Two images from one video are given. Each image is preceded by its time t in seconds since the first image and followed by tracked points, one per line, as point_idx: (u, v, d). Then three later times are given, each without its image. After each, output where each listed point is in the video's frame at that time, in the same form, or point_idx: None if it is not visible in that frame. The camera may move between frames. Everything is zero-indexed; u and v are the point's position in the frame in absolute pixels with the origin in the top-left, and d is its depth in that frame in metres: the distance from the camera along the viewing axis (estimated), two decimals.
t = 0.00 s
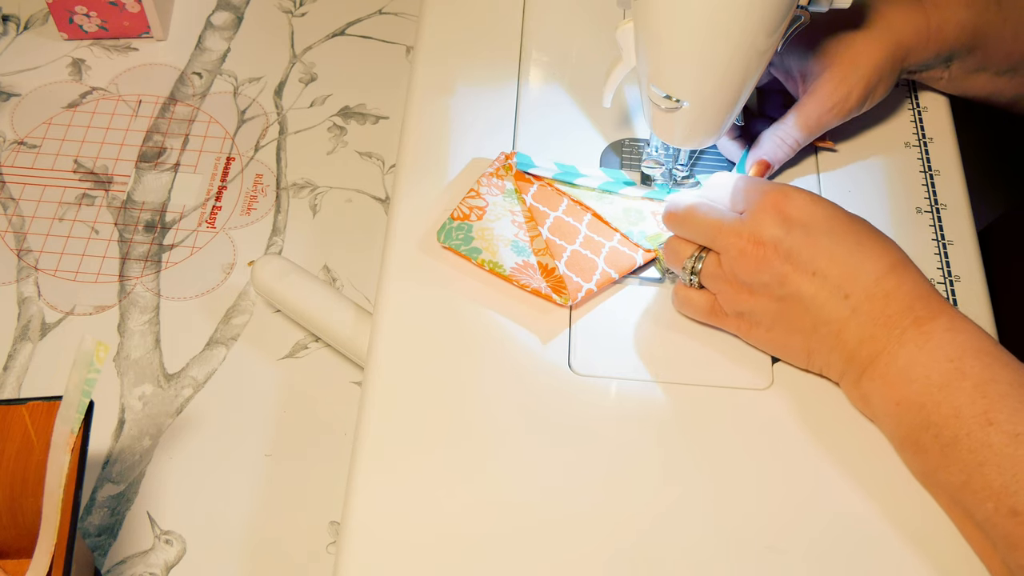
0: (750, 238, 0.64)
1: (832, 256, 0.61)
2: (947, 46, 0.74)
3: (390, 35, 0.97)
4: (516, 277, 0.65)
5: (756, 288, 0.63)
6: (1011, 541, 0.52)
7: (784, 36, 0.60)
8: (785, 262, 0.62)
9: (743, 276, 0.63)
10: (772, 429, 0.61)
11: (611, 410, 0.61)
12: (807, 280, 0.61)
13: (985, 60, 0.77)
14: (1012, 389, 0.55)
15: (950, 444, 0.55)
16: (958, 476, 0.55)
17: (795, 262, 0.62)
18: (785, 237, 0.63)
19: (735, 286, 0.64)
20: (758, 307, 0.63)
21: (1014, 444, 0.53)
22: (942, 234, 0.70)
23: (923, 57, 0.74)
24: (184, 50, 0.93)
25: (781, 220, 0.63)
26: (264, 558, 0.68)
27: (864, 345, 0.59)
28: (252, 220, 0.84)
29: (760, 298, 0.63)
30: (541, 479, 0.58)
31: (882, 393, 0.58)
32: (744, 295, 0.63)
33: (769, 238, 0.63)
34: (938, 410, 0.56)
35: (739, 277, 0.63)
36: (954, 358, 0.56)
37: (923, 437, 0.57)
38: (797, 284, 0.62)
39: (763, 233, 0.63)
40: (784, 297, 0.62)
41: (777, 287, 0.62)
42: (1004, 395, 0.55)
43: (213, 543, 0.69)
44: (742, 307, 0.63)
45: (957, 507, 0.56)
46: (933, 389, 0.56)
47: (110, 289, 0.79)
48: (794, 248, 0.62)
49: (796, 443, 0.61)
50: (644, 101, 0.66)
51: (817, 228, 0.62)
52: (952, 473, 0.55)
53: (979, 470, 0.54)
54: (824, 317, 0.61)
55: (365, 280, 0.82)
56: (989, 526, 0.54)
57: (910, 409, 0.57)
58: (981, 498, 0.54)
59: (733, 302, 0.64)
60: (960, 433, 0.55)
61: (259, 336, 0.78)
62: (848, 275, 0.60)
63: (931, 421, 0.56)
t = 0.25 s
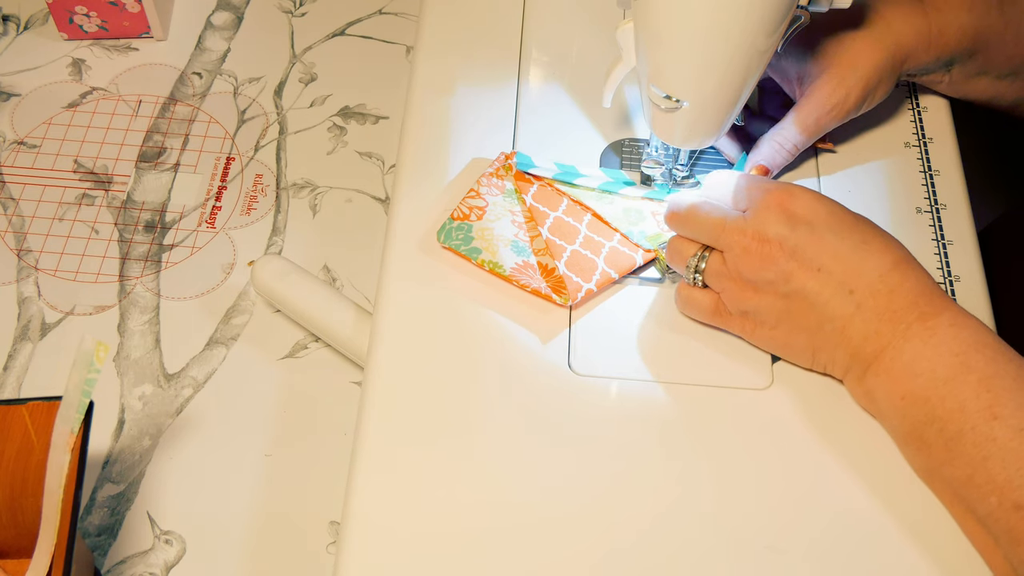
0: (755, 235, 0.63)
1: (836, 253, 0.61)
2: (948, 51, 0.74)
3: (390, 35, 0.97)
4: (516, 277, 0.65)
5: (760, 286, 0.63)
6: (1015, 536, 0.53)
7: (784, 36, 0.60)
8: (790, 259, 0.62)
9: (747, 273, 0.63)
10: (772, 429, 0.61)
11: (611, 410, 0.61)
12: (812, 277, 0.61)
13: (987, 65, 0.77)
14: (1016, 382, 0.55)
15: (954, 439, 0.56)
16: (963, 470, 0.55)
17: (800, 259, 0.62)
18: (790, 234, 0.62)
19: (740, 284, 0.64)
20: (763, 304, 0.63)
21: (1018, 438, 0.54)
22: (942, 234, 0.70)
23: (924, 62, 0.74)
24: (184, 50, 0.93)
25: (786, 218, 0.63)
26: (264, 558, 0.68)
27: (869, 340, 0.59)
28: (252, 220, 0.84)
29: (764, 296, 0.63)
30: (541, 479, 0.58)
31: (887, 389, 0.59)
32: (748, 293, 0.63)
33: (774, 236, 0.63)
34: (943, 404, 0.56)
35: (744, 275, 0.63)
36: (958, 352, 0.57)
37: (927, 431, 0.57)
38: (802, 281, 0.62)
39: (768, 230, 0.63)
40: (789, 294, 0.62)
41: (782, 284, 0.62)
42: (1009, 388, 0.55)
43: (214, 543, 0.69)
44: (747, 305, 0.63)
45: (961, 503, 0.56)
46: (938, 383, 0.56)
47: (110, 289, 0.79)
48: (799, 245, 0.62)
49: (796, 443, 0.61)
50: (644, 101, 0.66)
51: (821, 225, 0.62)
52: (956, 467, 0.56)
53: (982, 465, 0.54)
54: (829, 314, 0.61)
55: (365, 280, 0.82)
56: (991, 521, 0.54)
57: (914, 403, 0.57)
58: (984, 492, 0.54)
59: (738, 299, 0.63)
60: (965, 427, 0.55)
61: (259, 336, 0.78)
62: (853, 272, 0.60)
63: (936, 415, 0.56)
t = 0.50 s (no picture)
0: (758, 236, 0.63)
1: (840, 254, 0.61)
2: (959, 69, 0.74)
3: (390, 35, 0.97)
4: (516, 277, 0.65)
5: (763, 286, 0.63)
6: (1015, 533, 0.53)
7: (784, 36, 0.60)
8: (794, 260, 0.62)
9: (750, 273, 0.63)
10: (773, 429, 0.61)
11: (611, 410, 0.61)
12: (816, 278, 0.61)
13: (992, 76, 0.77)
14: (1019, 381, 0.56)
15: (957, 437, 0.56)
16: (964, 469, 0.55)
17: (804, 260, 0.62)
18: (794, 235, 0.62)
19: (743, 285, 0.64)
20: (766, 305, 0.63)
21: (1021, 436, 0.54)
22: (942, 234, 0.70)
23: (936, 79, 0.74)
24: (184, 50, 0.93)
25: (789, 218, 0.63)
26: (265, 558, 0.68)
27: (871, 340, 0.59)
28: (252, 220, 0.84)
29: (767, 296, 0.63)
30: (541, 479, 0.58)
31: (889, 388, 0.59)
32: (751, 293, 0.63)
33: (777, 236, 0.63)
34: (945, 402, 0.56)
35: (746, 275, 0.63)
36: (961, 351, 0.57)
37: (929, 429, 0.57)
38: (806, 281, 0.61)
39: (772, 231, 0.63)
40: (793, 294, 0.62)
41: (786, 285, 0.62)
42: (1011, 387, 0.55)
43: (214, 543, 0.69)
44: (750, 305, 0.63)
45: (962, 502, 0.56)
46: (941, 382, 0.57)
47: (110, 289, 0.79)
48: (802, 246, 0.62)
49: (796, 444, 0.61)
50: (644, 102, 0.66)
51: (824, 226, 0.62)
52: (957, 465, 0.56)
53: (985, 463, 0.54)
54: (832, 314, 0.61)
55: (365, 280, 0.82)
56: (991, 519, 0.54)
57: (917, 402, 0.57)
58: (986, 490, 0.54)
59: (741, 300, 0.63)
60: (968, 426, 0.55)
61: (260, 336, 0.78)
62: (856, 273, 0.61)
63: (938, 413, 0.56)
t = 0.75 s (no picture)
0: (760, 234, 0.63)
1: (843, 251, 0.62)
2: (963, 78, 0.74)
3: (390, 36, 0.97)
4: (516, 277, 0.65)
5: (766, 283, 0.63)
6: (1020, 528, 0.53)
7: (784, 36, 0.60)
8: (797, 257, 0.62)
9: (753, 271, 0.63)
10: (773, 429, 0.61)
11: (611, 410, 0.61)
12: (818, 274, 0.62)
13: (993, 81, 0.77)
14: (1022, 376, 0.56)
15: (960, 431, 0.56)
16: (969, 463, 0.55)
17: (805, 256, 0.62)
18: (797, 232, 0.63)
19: (746, 283, 0.64)
20: (769, 302, 0.63)
21: None
22: (942, 234, 0.70)
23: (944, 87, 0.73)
24: (184, 50, 0.93)
25: (791, 216, 0.64)
26: (265, 558, 0.68)
27: (875, 336, 0.60)
28: (252, 220, 0.84)
29: (770, 293, 0.63)
30: (541, 479, 0.58)
31: (893, 383, 0.59)
32: (754, 291, 0.63)
33: (778, 234, 0.63)
34: (950, 398, 0.56)
35: (749, 272, 0.63)
36: (965, 346, 0.57)
37: (933, 424, 0.57)
38: (809, 278, 0.62)
39: (775, 228, 0.63)
40: (795, 291, 0.62)
41: (788, 282, 0.62)
42: (1015, 381, 0.56)
43: (214, 543, 0.69)
44: (753, 303, 0.63)
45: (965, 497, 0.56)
46: (945, 376, 0.57)
47: (110, 289, 0.79)
48: (803, 243, 0.63)
49: (796, 444, 0.61)
50: (644, 102, 0.66)
51: (825, 223, 0.63)
52: (962, 459, 0.56)
53: (988, 458, 0.54)
54: (835, 310, 0.61)
55: (365, 280, 0.82)
56: (996, 514, 0.54)
57: (921, 397, 0.57)
58: (990, 486, 0.54)
59: (744, 297, 0.63)
60: (971, 421, 0.55)
61: (260, 336, 0.78)
62: (858, 269, 0.61)
63: (942, 409, 0.57)
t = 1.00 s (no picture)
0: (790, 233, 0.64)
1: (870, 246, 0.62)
2: (962, 79, 0.75)
3: (390, 36, 0.97)
4: (516, 277, 0.65)
5: (801, 284, 0.63)
6: None
7: (784, 36, 0.60)
8: (826, 255, 0.63)
9: (787, 270, 0.63)
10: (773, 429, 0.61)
11: (611, 410, 0.61)
12: (849, 271, 0.62)
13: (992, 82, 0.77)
14: None
15: (992, 420, 0.57)
16: (999, 453, 0.56)
17: (835, 253, 0.63)
18: (824, 229, 0.63)
19: (780, 285, 0.63)
20: (809, 304, 0.62)
21: None
22: (942, 234, 0.70)
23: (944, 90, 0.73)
24: (184, 50, 0.93)
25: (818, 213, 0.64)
26: (265, 558, 0.68)
27: (909, 328, 0.60)
28: (252, 220, 0.84)
29: (806, 296, 0.63)
30: (541, 479, 0.58)
31: (926, 376, 0.59)
32: (789, 294, 0.63)
33: (804, 233, 0.64)
34: (982, 386, 0.57)
35: (786, 273, 0.63)
36: (997, 336, 0.58)
37: (965, 414, 0.58)
38: (840, 276, 0.62)
39: (803, 227, 0.64)
40: (828, 291, 0.62)
41: (821, 282, 0.62)
42: None
43: (214, 543, 0.69)
44: (790, 306, 0.62)
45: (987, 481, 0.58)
46: (979, 366, 0.58)
47: (110, 289, 0.79)
48: (829, 240, 0.63)
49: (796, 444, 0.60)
50: (644, 102, 0.66)
51: (846, 217, 0.64)
52: (992, 450, 0.57)
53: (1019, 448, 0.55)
54: (869, 306, 0.61)
55: (365, 280, 0.82)
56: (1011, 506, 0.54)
57: (954, 384, 0.58)
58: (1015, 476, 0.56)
59: (780, 301, 0.63)
60: (1002, 411, 0.56)
61: (259, 336, 0.78)
62: (885, 260, 0.62)
63: (973, 397, 0.57)
